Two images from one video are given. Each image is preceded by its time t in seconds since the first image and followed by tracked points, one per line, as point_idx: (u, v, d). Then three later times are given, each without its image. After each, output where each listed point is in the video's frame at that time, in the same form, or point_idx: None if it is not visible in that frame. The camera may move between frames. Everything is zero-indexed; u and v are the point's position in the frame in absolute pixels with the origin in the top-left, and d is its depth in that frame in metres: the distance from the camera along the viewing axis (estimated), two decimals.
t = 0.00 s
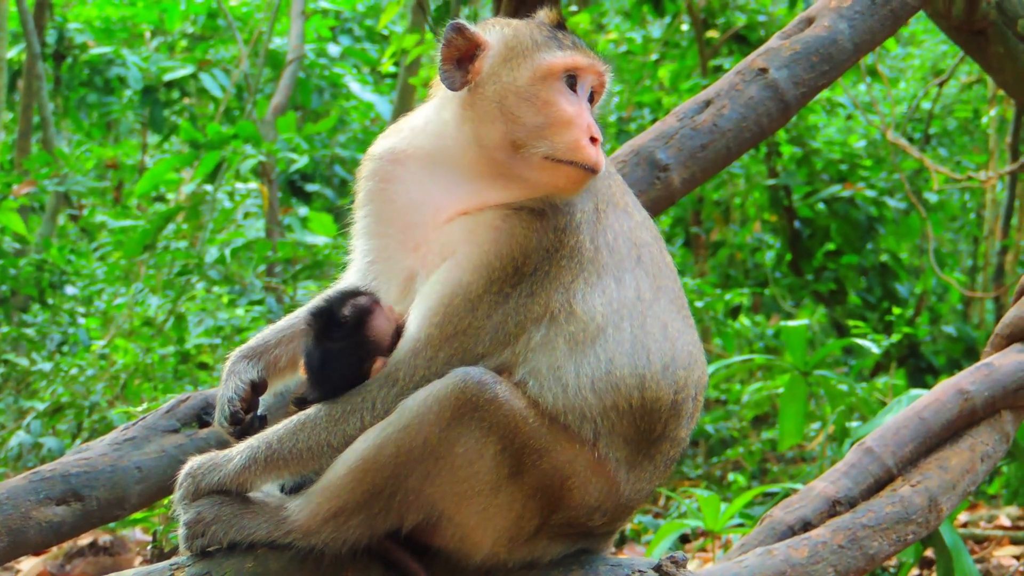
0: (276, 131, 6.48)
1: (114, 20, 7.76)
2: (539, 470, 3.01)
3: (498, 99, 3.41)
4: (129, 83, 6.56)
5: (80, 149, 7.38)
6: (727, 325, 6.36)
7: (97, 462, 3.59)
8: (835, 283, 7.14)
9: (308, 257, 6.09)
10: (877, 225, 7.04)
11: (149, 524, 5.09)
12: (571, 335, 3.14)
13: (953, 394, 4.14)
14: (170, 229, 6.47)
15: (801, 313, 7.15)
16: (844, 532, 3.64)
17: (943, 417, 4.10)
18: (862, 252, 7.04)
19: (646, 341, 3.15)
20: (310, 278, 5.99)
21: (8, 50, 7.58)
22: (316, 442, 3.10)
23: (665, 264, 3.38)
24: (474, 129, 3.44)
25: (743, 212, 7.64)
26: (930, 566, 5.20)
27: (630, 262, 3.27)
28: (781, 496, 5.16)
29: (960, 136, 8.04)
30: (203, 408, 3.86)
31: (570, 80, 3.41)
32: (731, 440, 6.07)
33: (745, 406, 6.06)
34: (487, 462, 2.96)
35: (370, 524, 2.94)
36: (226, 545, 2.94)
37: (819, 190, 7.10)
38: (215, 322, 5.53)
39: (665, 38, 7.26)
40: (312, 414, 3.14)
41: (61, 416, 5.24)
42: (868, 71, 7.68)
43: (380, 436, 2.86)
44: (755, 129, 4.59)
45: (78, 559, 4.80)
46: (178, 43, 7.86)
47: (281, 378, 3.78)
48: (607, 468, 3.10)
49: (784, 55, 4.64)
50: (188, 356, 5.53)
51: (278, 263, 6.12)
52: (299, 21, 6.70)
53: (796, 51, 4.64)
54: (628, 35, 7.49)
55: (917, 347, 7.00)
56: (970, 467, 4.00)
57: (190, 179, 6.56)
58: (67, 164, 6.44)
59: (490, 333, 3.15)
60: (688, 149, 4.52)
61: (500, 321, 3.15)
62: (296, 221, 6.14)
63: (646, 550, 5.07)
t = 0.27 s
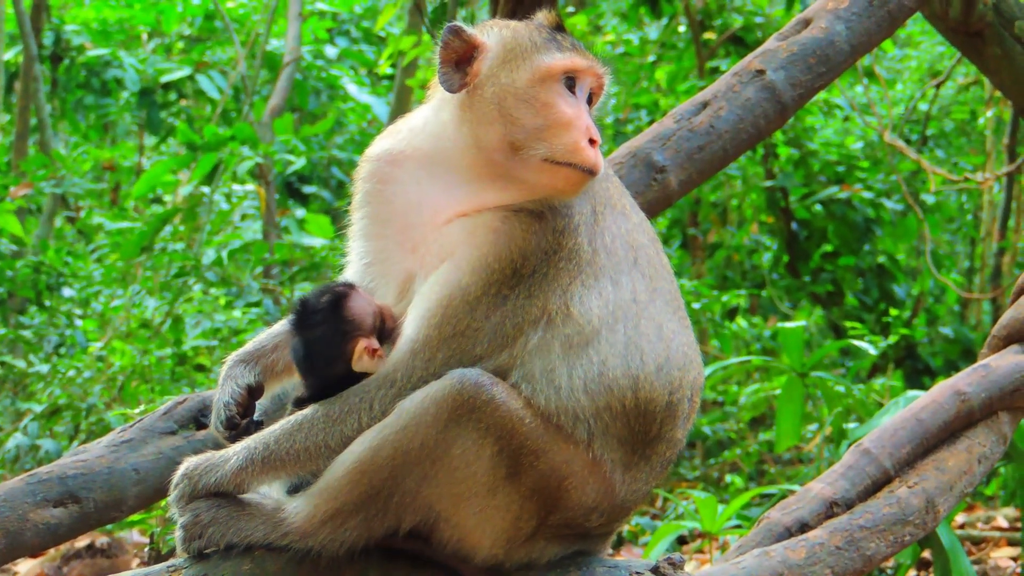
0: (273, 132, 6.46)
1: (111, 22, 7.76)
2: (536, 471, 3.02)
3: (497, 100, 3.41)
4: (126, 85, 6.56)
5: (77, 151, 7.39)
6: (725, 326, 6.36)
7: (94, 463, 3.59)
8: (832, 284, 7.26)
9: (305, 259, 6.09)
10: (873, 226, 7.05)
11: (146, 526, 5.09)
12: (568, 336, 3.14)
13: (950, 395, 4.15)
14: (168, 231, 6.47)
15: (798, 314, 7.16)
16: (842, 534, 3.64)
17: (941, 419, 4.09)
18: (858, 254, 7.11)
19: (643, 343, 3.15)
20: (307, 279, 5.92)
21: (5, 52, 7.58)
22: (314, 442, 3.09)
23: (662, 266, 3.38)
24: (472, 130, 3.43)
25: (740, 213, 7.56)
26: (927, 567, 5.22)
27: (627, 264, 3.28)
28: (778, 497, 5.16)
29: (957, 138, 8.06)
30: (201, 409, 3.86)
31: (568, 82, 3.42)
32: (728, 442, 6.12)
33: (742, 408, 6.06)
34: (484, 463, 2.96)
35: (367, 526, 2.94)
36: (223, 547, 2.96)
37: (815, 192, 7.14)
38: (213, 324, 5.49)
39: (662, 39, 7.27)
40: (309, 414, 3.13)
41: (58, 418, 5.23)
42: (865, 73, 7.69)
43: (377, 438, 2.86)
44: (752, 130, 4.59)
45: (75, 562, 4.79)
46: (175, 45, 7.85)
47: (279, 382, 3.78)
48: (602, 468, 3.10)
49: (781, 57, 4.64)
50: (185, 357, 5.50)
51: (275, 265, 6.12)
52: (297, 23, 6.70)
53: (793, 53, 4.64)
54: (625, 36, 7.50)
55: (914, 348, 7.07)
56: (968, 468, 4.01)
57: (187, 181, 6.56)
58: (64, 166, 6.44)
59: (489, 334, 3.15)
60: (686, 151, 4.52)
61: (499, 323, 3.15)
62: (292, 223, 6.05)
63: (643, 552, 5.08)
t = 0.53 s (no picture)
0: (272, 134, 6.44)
1: (111, 24, 7.77)
2: (535, 475, 3.02)
3: (484, 102, 3.42)
4: (125, 87, 6.56)
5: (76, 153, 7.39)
6: (724, 329, 6.36)
7: (93, 466, 3.59)
8: (830, 287, 7.32)
9: (304, 261, 6.11)
10: (872, 230, 7.09)
11: (145, 528, 5.09)
12: (567, 340, 3.14)
13: (948, 398, 4.14)
14: (167, 233, 6.48)
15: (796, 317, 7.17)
16: (840, 537, 3.62)
17: (939, 422, 4.09)
18: (857, 257, 7.16)
19: (643, 346, 3.15)
20: (305, 282, 5.89)
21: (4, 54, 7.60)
22: (314, 445, 3.09)
23: (662, 270, 3.38)
24: (464, 133, 3.44)
25: (738, 216, 7.43)
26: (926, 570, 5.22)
27: (626, 268, 3.28)
28: (777, 500, 5.16)
29: (957, 141, 8.07)
30: (200, 411, 3.85)
31: (556, 83, 3.42)
32: (726, 445, 6.15)
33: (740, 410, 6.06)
34: (484, 466, 2.96)
35: (366, 529, 2.94)
36: (222, 550, 2.96)
37: (814, 195, 7.16)
38: (211, 326, 5.40)
39: (661, 42, 7.26)
40: (309, 418, 3.13)
41: (57, 419, 5.22)
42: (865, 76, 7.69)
43: (377, 441, 2.86)
44: (751, 133, 4.59)
45: (74, 564, 4.79)
46: (174, 47, 7.86)
47: (276, 385, 3.78)
48: (602, 472, 3.09)
49: (780, 60, 4.64)
50: (184, 360, 5.56)
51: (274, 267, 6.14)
52: (296, 25, 6.70)
53: (793, 56, 4.63)
54: (624, 39, 7.50)
55: (913, 351, 7.11)
56: (966, 471, 4.01)
57: (186, 183, 6.56)
58: (63, 168, 6.45)
59: (487, 337, 3.15)
60: (685, 154, 4.52)
61: (497, 326, 3.16)
62: (291, 225, 6.13)
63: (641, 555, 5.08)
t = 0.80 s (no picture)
0: (272, 136, 6.45)
1: (111, 25, 7.78)
2: (535, 475, 3.01)
3: (480, 103, 3.42)
4: (125, 88, 6.56)
5: (77, 155, 7.40)
6: (725, 331, 6.36)
7: (93, 467, 3.59)
8: (831, 289, 7.27)
9: (304, 263, 6.12)
10: (872, 231, 7.04)
11: (146, 530, 5.09)
12: (567, 340, 3.14)
13: (950, 401, 4.13)
14: (167, 235, 6.48)
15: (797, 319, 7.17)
16: (841, 539, 3.62)
17: (941, 424, 4.08)
18: (858, 258, 7.11)
19: (643, 346, 3.15)
20: (305, 284, 5.96)
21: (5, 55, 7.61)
22: (314, 447, 3.08)
23: (662, 271, 3.38)
24: (462, 134, 3.44)
25: (740, 219, 7.51)
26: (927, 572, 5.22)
27: (626, 269, 3.28)
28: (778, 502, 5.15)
29: (958, 143, 8.07)
30: (200, 413, 3.88)
31: (552, 83, 3.42)
32: (727, 446, 6.10)
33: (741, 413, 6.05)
34: (484, 467, 2.96)
35: (367, 530, 2.95)
36: (223, 552, 2.98)
37: (815, 196, 7.15)
38: (212, 328, 5.40)
39: (661, 44, 7.23)
40: (310, 420, 3.13)
41: (58, 421, 5.24)
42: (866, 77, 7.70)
43: (377, 442, 2.86)
44: (752, 135, 4.59)
45: (75, 565, 4.80)
46: (175, 48, 7.85)
47: (276, 387, 3.78)
48: (602, 472, 3.09)
49: (781, 62, 4.64)
50: (185, 361, 5.57)
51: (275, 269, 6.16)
52: (296, 26, 6.70)
53: (793, 58, 4.63)
54: (625, 41, 7.51)
55: (914, 353, 7.03)
56: (967, 473, 4.00)
57: (187, 185, 6.56)
58: (64, 169, 6.45)
59: (487, 338, 3.16)
60: (686, 156, 4.52)
61: (496, 326, 3.16)
62: (291, 226, 6.03)
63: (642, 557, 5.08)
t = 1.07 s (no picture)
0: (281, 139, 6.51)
1: (119, 28, 7.79)
2: (548, 479, 3.01)
3: (464, 108, 3.52)
4: (134, 91, 6.57)
5: (86, 158, 7.42)
6: (734, 334, 6.38)
7: (106, 471, 3.59)
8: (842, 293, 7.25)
9: (314, 266, 6.13)
10: (882, 234, 7.12)
11: (158, 533, 5.10)
12: (576, 344, 3.10)
13: (962, 405, 4.14)
14: (177, 238, 6.50)
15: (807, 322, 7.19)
16: (854, 544, 3.51)
17: (953, 429, 4.09)
18: (868, 262, 7.13)
19: (653, 351, 3.10)
20: (316, 288, 5.99)
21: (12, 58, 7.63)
22: (326, 451, 3.09)
23: (673, 275, 3.32)
24: (451, 140, 3.55)
25: (748, 221, 7.53)
26: None
27: (636, 274, 3.22)
28: (790, 506, 5.16)
29: (966, 145, 8.07)
30: (212, 416, 3.87)
31: (535, 86, 3.47)
32: (738, 450, 6.14)
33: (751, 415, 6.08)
34: (497, 471, 2.97)
35: (381, 534, 2.96)
36: (237, 556, 2.98)
37: (824, 201, 7.19)
38: (222, 330, 5.48)
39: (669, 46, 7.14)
40: (321, 424, 3.13)
41: (70, 424, 5.26)
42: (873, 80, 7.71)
43: (390, 447, 2.85)
44: (760, 138, 4.59)
45: (87, 568, 4.80)
46: (182, 51, 7.86)
47: (288, 391, 3.78)
48: (614, 476, 3.08)
49: (789, 65, 4.63)
50: (195, 364, 5.57)
51: (285, 272, 6.19)
52: (303, 30, 6.71)
53: (801, 61, 4.63)
54: (632, 43, 7.53)
55: (924, 357, 7.08)
56: (980, 478, 3.99)
57: (196, 188, 6.57)
58: (73, 172, 6.46)
59: (494, 342, 3.12)
60: (694, 159, 4.52)
61: (504, 330, 3.12)
62: (301, 229, 6.18)
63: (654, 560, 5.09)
